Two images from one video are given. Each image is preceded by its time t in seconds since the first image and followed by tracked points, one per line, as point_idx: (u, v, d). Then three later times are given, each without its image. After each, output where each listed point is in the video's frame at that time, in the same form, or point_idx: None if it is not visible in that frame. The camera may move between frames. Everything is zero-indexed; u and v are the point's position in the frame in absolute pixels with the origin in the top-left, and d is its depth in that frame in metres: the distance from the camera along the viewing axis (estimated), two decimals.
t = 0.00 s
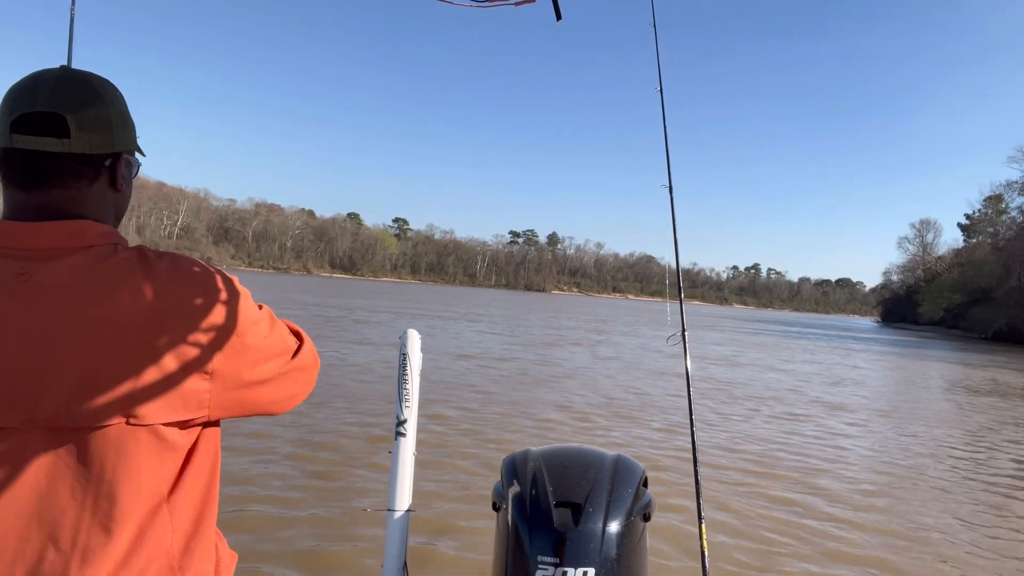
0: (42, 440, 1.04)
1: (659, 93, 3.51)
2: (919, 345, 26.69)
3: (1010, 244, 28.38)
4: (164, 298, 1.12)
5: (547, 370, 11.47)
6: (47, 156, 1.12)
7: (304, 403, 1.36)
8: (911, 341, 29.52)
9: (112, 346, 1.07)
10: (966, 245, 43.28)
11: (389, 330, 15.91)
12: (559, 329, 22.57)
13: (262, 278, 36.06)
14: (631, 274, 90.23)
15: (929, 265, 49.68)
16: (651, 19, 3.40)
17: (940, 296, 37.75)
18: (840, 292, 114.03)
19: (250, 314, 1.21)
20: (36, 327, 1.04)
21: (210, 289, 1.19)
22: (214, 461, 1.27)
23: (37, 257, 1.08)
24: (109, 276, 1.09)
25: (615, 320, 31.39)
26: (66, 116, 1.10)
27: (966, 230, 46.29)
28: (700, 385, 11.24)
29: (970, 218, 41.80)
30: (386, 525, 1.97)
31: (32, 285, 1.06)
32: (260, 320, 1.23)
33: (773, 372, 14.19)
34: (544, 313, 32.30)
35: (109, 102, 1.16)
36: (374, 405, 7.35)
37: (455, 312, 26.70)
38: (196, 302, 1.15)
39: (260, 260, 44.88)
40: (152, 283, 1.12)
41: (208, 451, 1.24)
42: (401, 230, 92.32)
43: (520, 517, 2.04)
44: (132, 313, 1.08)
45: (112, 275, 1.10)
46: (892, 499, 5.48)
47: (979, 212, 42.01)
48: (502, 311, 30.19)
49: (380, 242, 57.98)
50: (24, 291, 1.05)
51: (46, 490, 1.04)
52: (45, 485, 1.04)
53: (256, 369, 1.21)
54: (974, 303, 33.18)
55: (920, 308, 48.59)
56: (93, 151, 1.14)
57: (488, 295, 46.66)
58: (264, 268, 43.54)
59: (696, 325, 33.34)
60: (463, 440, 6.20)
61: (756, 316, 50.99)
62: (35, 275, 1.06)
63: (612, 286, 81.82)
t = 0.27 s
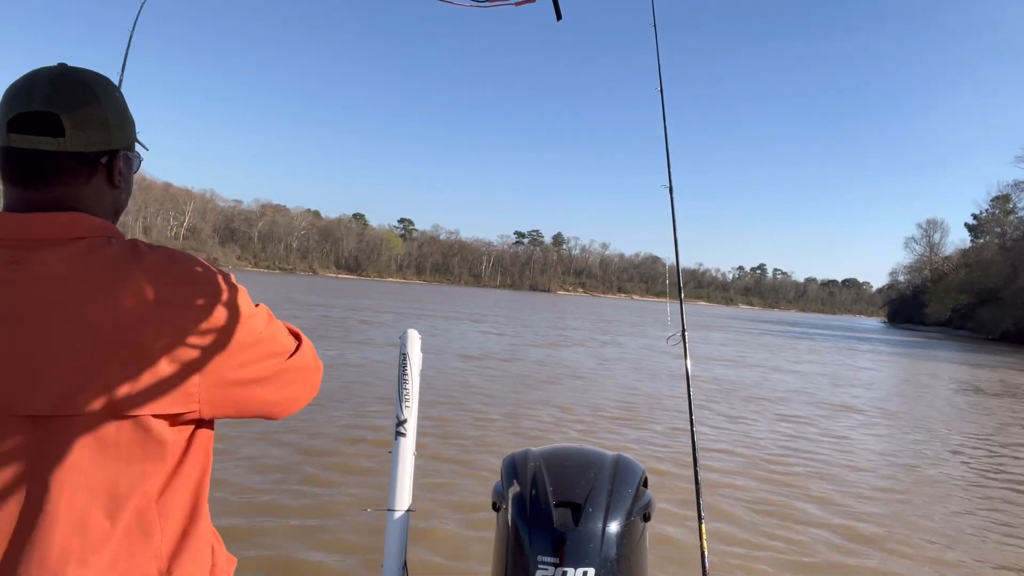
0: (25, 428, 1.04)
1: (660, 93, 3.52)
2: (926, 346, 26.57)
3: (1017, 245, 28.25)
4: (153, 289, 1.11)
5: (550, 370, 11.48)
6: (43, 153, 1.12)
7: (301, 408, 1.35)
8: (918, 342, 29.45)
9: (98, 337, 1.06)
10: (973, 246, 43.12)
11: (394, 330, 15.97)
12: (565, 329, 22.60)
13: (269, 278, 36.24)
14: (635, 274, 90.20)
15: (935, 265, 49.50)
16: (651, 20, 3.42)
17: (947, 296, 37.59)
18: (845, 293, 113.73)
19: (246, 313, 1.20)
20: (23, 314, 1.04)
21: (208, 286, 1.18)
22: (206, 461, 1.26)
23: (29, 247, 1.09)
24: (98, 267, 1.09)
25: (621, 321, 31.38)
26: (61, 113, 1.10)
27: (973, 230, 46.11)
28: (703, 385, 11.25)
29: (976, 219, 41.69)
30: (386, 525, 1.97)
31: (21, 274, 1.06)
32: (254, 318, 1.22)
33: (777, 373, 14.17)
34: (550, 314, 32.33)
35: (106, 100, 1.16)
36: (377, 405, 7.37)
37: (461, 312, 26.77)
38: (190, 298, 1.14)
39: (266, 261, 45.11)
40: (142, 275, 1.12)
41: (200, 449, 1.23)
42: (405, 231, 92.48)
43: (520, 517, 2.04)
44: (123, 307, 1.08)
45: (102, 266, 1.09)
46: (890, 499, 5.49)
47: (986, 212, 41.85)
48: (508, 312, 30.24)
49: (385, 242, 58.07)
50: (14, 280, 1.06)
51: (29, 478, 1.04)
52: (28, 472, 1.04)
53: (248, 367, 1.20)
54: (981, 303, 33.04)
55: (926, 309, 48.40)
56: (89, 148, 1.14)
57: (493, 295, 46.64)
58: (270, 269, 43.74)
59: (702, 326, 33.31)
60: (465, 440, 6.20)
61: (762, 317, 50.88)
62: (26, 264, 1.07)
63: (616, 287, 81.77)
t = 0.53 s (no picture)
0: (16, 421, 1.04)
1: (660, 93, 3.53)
2: (934, 347, 26.46)
3: None
4: (146, 286, 1.11)
5: (554, 371, 11.49)
6: (37, 153, 1.12)
7: (296, 411, 1.34)
8: (925, 343, 29.34)
9: (89, 332, 1.06)
10: (980, 246, 42.95)
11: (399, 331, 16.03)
12: (570, 330, 22.61)
13: (276, 279, 36.44)
14: (640, 275, 90.17)
15: (942, 265, 49.31)
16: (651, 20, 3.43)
17: (954, 296, 37.47)
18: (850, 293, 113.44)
19: (241, 310, 1.19)
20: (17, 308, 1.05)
21: (206, 283, 1.18)
22: (201, 461, 1.26)
23: (24, 242, 1.10)
24: (92, 262, 1.09)
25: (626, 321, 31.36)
26: (55, 113, 1.10)
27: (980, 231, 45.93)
28: (706, 386, 11.25)
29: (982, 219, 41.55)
30: (386, 525, 1.97)
31: (16, 268, 1.07)
32: (249, 317, 1.21)
33: (781, 374, 14.15)
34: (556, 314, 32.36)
35: (100, 99, 1.16)
36: (379, 405, 7.37)
37: (467, 313, 26.82)
38: (186, 296, 1.14)
39: (271, 262, 45.33)
40: (136, 270, 1.11)
41: (194, 448, 1.23)
42: (409, 231, 92.62)
43: (520, 517, 2.04)
44: (116, 303, 1.08)
45: (96, 261, 1.09)
46: (889, 499, 5.50)
47: (993, 212, 41.69)
48: (513, 312, 30.27)
49: (390, 242, 58.09)
50: (9, 273, 1.06)
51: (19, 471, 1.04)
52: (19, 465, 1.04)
53: (243, 367, 1.19)
54: (989, 304, 32.89)
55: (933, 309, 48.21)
56: (83, 147, 1.14)
57: (498, 296, 46.60)
58: (276, 268, 43.93)
59: (708, 326, 33.28)
60: (467, 441, 6.19)
61: (768, 317, 50.76)
62: (20, 258, 1.08)
63: (621, 287, 81.71)
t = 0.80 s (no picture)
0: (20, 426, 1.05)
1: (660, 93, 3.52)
2: (941, 348, 26.34)
3: None
4: (149, 292, 1.10)
5: (558, 371, 11.50)
6: (39, 153, 1.12)
7: (294, 421, 1.34)
8: (934, 343, 29.18)
9: (92, 338, 1.06)
10: (988, 246, 42.71)
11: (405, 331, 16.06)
12: (576, 330, 22.60)
13: (283, 279, 36.53)
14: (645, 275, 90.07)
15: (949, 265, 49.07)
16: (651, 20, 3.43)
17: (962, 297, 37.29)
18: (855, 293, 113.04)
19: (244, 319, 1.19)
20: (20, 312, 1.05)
21: (209, 291, 1.17)
22: (202, 466, 1.26)
23: (25, 246, 1.10)
24: (93, 267, 1.09)
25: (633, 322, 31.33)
26: (55, 114, 1.10)
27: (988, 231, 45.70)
28: (709, 386, 11.25)
29: (989, 220, 41.40)
30: (387, 525, 1.97)
31: (19, 272, 1.07)
32: (252, 324, 1.21)
33: (786, 374, 14.12)
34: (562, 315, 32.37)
35: (101, 99, 1.16)
36: (382, 406, 7.38)
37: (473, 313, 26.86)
38: (189, 303, 1.14)
39: (276, 262, 45.42)
40: (137, 275, 1.11)
41: (195, 455, 1.23)
42: (414, 232, 92.74)
43: (520, 518, 2.04)
44: (119, 310, 1.08)
45: (96, 267, 1.09)
46: (888, 500, 5.50)
47: (1001, 212, 41.47)
48: (520, 313, 30.29)
49: (395, 242, 58.20)
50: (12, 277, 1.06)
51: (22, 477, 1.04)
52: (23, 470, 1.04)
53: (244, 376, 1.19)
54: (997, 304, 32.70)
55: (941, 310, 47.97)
56: (84, 148, 1.14)
57: (503, 296, 46.54)
58: (282, 269, 44.17)
59: (714, 326, 33.21)
60: (469, 441, 6.19)
61: (774, 318, 50.61)
62: (22, 263, 1.08)
63: (626, 287, 81.63)
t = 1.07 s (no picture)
0: (20, 437, 1.04)
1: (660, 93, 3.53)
2: (949, 349, 26.27)
3: None
4: (146, 298, 1.10)
5: (561, 371, 11.51)
6: (34, 153, 1.12)
7: (291, 424, 1.35)
8: (942, 345, 29.05)
9: (89, 347, 1.06)
10: (995, 247, 42.50)
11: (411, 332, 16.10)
12: (581, 330, 22.60)
13: (289, 279, 36.64)
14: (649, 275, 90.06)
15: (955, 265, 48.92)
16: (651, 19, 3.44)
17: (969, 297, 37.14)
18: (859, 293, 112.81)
19: (244, 322, 1.19)
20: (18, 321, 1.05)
21: (209, 296, 1.17)
22: (202, 473, 1.26)
23: (22, 252, 1.09)
24: (90, 274, 1.08)
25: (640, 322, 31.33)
26: (52, 114, 1.10)
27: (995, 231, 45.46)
28: (713, 387, 11.25)
29: (996, 220, 41.29)
30: (386, 526, 1.97)
31: (16, 279, 1.06)
32: (251, 327, 1.22)
33: (790, 375, 14.08)
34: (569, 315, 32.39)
35: (96, 100, 1.16)
36: (384, 405, 7.40)
37: (479, 313, 26.89)
38: (188, 309, 1.13)
39: (282, 263, 45.59)
40: (135, 282, 1.11)
41: (193, 459, 1.23)
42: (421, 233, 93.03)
43: (520, 518, 2.04)
44: (118, 316, 1.08)
45: (94, 273, 1.09)
46: (886, 500, 5.50)
47: (1008, 213, 41.25)
48: (526, 313, 30.33)
49: (399, 243, 58.26)
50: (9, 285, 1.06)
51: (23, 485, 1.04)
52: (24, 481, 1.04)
53: (243, 380, 1.20)
54: (1005, 305, 32.51)
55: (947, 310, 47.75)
56: (80, 148, 1.14)
57: (508, 297, 46.48)
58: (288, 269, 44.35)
59: (721, 327, 33.16)
60: (471, 442, 6.18)
61: (780, 319, 50.54)
62: (20, 269, 1.07)
63: (631, 287, 81.78)
